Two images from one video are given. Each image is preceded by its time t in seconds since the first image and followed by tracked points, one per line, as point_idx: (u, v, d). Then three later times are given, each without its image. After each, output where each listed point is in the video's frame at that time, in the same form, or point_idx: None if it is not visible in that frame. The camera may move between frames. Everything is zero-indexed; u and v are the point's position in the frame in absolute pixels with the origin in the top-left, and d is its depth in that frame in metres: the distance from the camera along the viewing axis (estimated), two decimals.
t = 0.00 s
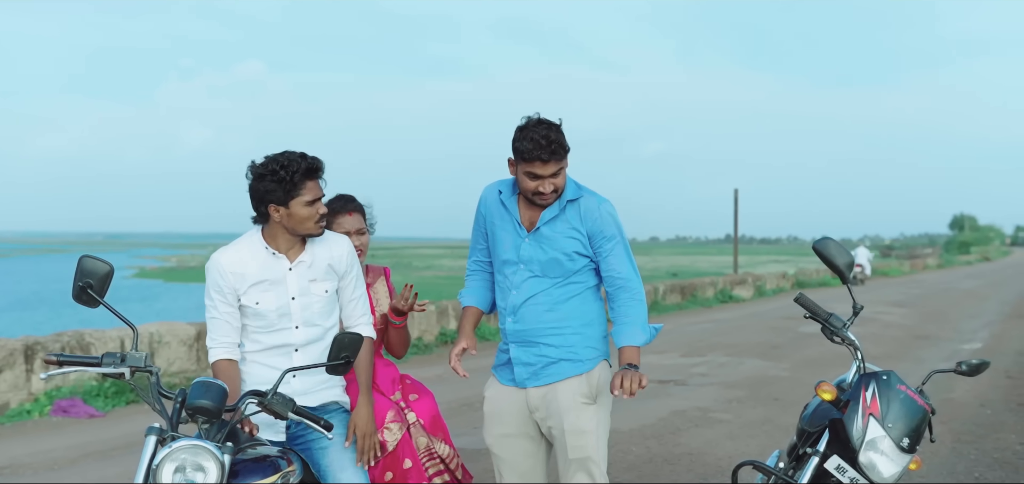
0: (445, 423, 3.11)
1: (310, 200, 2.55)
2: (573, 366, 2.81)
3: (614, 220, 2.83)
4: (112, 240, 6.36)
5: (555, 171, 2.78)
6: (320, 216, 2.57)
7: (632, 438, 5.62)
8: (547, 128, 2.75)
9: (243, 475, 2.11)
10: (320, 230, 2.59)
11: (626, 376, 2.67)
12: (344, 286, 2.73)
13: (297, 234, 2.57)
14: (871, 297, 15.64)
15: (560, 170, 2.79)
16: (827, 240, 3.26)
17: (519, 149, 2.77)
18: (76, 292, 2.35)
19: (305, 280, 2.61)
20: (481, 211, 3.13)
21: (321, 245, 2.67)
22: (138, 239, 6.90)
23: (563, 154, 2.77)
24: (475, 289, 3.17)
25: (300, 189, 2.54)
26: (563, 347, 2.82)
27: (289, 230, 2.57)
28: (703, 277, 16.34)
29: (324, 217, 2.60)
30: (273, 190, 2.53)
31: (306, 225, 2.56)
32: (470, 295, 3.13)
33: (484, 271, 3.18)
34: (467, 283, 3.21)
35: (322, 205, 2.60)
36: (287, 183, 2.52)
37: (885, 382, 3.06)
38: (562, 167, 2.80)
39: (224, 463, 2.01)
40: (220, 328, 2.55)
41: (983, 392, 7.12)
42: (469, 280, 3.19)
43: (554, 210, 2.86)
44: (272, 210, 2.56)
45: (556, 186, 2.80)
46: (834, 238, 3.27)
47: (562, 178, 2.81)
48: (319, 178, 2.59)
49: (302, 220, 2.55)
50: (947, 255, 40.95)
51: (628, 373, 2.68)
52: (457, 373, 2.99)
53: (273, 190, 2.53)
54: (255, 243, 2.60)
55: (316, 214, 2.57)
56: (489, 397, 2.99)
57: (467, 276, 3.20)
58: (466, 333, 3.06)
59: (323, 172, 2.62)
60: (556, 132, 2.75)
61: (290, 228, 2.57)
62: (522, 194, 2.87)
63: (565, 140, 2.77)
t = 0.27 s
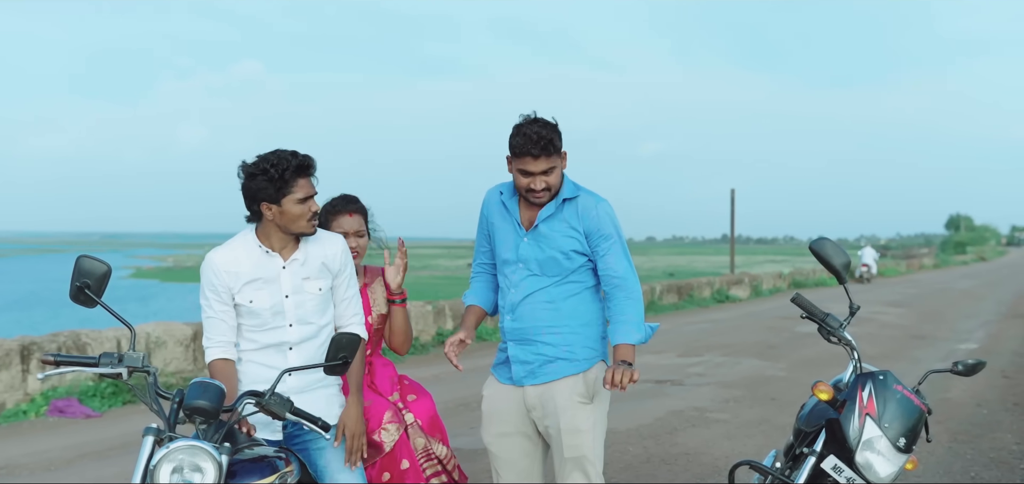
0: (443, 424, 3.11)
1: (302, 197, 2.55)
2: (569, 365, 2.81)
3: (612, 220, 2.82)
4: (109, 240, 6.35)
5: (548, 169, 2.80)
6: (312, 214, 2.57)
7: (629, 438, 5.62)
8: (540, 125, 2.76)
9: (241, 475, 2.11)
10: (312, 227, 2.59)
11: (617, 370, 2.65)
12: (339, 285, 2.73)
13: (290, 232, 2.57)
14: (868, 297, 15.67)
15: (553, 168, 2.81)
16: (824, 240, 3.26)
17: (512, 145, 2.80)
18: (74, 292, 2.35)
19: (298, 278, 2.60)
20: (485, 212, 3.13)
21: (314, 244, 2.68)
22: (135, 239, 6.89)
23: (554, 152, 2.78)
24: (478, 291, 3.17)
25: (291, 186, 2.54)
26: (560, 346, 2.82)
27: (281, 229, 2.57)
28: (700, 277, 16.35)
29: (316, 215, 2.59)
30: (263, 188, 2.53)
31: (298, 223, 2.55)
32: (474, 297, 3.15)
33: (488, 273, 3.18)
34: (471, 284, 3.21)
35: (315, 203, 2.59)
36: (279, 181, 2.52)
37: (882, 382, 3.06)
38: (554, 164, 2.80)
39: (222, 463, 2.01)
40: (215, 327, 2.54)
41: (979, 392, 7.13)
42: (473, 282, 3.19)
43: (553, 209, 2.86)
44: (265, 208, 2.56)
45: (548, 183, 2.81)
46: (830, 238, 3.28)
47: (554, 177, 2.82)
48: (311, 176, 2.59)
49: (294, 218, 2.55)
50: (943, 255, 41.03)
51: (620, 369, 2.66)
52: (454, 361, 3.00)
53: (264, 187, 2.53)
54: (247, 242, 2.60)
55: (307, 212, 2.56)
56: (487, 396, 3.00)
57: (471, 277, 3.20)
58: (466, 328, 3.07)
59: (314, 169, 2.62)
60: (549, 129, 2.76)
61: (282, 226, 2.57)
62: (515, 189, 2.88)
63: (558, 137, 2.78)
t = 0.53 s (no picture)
0: (441, 425, 3.11)
1: (297, 200, 2.54)
2: (569, 364, 2.81)
3: (606, 217, 2.83)
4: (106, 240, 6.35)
5: (526, 165, 2.82)
6: (303, 219, 2.55)
7: (627, 437, 5.63)
8: (520, 121, 2.83)
9: (239, 475, 2.11)
10: (300, 233, 2.58)
11: (635, 382, 2.73)
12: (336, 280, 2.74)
13: (279, 231, 2.57)
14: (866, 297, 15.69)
15: (532, 165, 2.82)
16: (821, 240, 3.26)
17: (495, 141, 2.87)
18: (72, 292, 2.35)
19: (295, 272, 2.61)
20: (479, 217, 3.14)
21: (312, 240, 2.69)
22: (133, 239, 6.88)
23: (533, 148, 2.80)
24: (474, 296, 3.17)
25: (289, 186, 2.52)
26: (559, 345, 2.82)
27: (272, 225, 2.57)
28: (697, 276, 16.36)
29: (307, 221, 2.58)
30: (262, 180, 2.52)
31: (287, 225, 2.55)
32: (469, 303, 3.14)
33: (484, 276, 3.19)
34: (468, 289, 3.21)
35: (309, 208, 2.58)
36: (279, 178, 2.51)
37: (879, 382, 3.07)
38: (535, 162, 2.82)
39: (219, 464, 2.02)
40: (211, 321, 2.54)
41: (976, 392, 7.15)
42: (469, 287, 3.19)
43: (546, 207, 2.88)
44: (260, 200, 2.56)
45: (526, 179, 2.83)
46: (827, 238, 3.28)
47: (534, 174, 2.83)
48: (312, 180, 2.57)
49: (285, 218, 2.54)
50: (940, 255, 41.09)
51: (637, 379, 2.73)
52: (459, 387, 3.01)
53: (264, 180, 2.51)
54: (244, 235, 2.60)
55: (300, 217, 2.55)
56: (487, 396, 3.00)
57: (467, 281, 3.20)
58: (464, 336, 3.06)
59: (319, 174, 2.61)
60: (527, 127, 2.80)
61: (273, 223, 2.56)
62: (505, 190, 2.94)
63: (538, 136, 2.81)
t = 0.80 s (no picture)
0: (439, 424, 3.11)
1: (297, 207, 2.50)
2: (570, 363, 2.81)
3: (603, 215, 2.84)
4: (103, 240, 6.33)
5: (512, 166, 2.80)
6: (298, 226, 2.52)
7: (624, 437, 5.63)
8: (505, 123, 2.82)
9: (237, 475, 2.11)
10: (295, 237, 2.54)
11: (640, 380, 2.77)
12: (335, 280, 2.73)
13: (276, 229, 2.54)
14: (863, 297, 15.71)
15: (519, 166, 2.80)
16: (819, 240, 3.26)
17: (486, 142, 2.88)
18: (70, 291, 2.34)
19: (293, 268, 2.61)
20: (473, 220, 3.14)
21: (315, 238, 2.68)
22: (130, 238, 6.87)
23: (517, 148, 2.78)
24: (471, 299, 3.17)
25: (292, 192, 2.48)
26: (560, 345, 2.82)
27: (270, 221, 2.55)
28: (694, 276, 16.37)
29: (302, 228, 2.54)
30: (269, 179, 2.48)
31: (282, 227, 2.52)
32: (467, 307, 3.14)
33: (479, 279, 3.19)
34: (464, 292, 3.21)
35: (308, 217, 2.53)
36: (283, 182, 2.47)
37: (877, 381, 3.07)
38: (523, 163, 2.80)
39: (218, 463, 2.01)
40: (208, 299, 2.50)
41: (973, 392, 7.16)
42: (465, 290, 3.19)
43: (541, 206, 2.89)
44: (266, 195, 2.54)
45: (512, 180, 2.81)
46: (826, 237, 3.28)
47: (522, 175, 2.81)
48: (317, 190, 2.52)
49: (281, 220, 2.51)
50: (937, 255, 41.14)
51: (640, 375, 2.78)
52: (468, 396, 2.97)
53: (271, 178, 2.48)
54: (246, 224, 2.60)
55: (295, 222, 2.51)
56: (487, 395, 2.99)
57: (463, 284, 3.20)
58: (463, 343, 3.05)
59: (327, 186, 2.55)
60: (513, 127, 2.79)
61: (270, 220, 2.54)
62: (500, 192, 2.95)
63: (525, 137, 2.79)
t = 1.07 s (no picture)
0: (438, 424, 3.10)
1: (314, 209, 2.49)
2: (570, 364, 2.80)
3: (600, 215, 2.83)
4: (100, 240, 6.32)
5: (500, 171, 2.79)
6: (313, 228, 2.51)
7: (623, 437, 5.63)
8: (495, 128, 2.80)
9: (235, 475, 2.10)
10: (308, 239, 2.53)
11: (619, 378, 2.68)
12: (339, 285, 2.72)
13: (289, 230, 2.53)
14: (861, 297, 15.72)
15: (507, 172, 2.79)
16: (818, 240, 3.26)
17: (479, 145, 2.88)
18: (67, 291, 2.33)
19: (301, 270, 2.60)
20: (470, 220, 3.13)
21: (323, 242, 2.68)
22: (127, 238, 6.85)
23: (504, 155, 2.77)
24: (468, 301, 3.16)
25: (310, 194, 2.47)
26: (559, 345, 2.81)
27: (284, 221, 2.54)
28: (692, 276, 16.37)
29: (315, 231, 2.53)
30: (288, 178, 2.47)
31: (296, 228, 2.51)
32: (463, 306, 3.13)
33: (476, 279, 3.18)
34: (460, 294, 3.20)
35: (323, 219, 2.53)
36: (303, 182, 2.45)
37: (875, 381, 3.07)
38: (510, 169, 2.79)
39: (216, 463, 2.01)
40: (222, 288, 2.48)
41: (970, 391, 7.17)
42: (463, 291, 3.18)
43: (538, 207, 2.88)
44: (283, 195, 2.53)
45: (500, 185, 2.81)
46: (824, 237, 3.28)
47: (511, 180, 2.80)
48: (336, 194, 2.51)
49: (297, 221, 2.50)
50: (934, 255, 41.19)
51: (621, 374, 2.70)
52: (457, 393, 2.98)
53: (291, 177, 2.47)
54: (257, 221, 2.59)
55: (309, 223, 2.50)
56: (485, 395, 2.99)
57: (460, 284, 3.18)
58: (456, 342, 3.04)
59: (345, 192, 2.54)
60: (501, 132, 2.77)
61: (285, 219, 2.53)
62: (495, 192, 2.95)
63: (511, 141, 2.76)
